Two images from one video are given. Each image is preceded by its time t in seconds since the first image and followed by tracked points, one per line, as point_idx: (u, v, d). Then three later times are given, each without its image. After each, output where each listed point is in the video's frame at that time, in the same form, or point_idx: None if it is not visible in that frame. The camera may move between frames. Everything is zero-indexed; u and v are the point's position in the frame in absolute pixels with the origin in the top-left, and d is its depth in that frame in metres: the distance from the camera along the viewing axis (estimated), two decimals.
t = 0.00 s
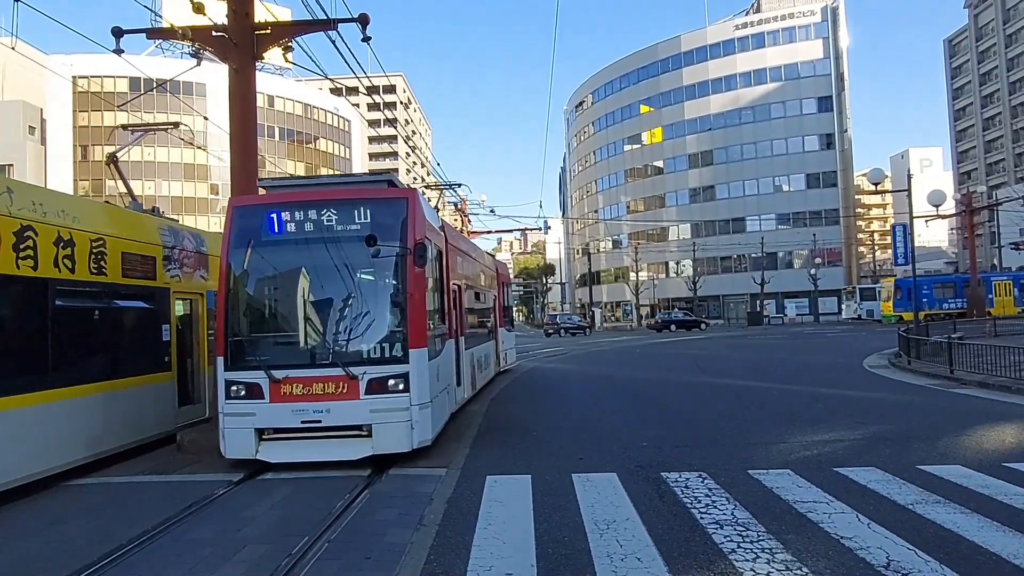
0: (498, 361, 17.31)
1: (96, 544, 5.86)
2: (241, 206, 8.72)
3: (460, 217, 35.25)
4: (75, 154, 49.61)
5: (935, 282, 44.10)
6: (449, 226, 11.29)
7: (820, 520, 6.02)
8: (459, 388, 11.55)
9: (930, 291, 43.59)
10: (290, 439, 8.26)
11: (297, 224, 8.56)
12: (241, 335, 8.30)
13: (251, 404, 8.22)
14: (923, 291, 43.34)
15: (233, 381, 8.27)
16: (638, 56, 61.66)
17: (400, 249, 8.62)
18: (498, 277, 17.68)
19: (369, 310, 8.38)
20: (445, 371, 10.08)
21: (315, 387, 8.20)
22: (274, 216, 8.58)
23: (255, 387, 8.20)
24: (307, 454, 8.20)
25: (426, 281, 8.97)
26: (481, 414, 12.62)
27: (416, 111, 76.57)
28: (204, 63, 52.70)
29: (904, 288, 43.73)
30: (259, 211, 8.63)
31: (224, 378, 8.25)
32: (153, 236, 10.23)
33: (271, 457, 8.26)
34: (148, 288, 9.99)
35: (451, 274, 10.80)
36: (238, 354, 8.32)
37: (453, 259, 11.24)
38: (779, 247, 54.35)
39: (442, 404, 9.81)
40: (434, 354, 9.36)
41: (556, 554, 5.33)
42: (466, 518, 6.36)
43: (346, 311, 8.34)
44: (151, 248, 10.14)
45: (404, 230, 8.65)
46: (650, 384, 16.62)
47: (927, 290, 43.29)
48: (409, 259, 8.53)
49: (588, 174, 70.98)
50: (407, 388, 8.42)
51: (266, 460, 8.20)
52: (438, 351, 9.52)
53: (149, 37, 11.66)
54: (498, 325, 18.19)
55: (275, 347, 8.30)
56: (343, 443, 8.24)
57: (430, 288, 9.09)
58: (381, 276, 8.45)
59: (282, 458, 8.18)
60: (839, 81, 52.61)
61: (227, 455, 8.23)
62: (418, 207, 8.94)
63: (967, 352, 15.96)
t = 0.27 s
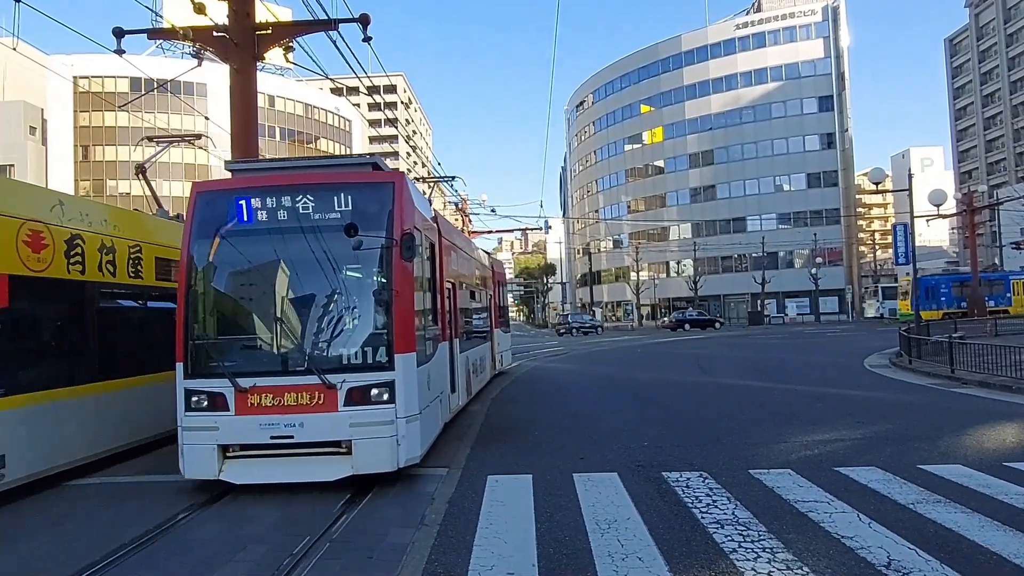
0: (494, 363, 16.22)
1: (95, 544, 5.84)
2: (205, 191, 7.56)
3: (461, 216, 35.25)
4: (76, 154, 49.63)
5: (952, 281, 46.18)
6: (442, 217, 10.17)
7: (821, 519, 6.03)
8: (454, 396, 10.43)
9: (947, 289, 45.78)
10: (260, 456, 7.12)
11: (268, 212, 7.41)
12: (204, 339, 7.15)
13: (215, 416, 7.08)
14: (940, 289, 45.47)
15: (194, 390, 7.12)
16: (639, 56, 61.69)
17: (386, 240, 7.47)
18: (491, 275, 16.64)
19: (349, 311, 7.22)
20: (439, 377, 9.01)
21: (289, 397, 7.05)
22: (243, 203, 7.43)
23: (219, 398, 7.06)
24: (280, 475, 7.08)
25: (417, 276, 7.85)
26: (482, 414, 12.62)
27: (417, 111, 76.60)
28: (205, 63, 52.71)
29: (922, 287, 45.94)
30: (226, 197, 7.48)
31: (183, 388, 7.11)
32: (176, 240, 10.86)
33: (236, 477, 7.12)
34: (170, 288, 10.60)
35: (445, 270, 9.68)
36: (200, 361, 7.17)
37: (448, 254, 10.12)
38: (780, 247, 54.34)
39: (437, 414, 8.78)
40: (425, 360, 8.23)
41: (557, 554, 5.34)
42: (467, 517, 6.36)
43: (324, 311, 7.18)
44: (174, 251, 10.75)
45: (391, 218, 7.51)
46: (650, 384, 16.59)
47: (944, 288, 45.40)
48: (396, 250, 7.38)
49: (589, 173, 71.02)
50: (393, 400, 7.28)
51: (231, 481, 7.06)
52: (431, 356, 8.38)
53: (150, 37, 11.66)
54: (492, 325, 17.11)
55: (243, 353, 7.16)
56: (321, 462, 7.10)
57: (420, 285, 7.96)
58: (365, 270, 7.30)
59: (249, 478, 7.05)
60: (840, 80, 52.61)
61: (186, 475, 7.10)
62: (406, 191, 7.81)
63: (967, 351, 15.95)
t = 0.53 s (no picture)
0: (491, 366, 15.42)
1: (99, 544, 5.85)
2: (158, 172, 6.52)
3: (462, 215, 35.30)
4: (77, 155, 49.71)
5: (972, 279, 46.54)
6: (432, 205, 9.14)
7: (823, 519, 6.04)
8: (447, 404, 9.39)
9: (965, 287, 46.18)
10: (218, 481, 6.06)
11: (231, 195, 6.36)
12: (155, 342, 6.09)
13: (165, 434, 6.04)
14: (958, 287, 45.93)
15: (143, 404, 6.09)
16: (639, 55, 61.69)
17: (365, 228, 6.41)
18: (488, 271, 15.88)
19: (323, 310, 6.16)
20: (431, 382, 8.06)
21: (253, 410, 6.01)
22: (201, 185, 6.39)
23: (171, 411, 6.03)
24: (242, 501, 6.01)
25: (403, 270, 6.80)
26: (485, 413, 12.65)
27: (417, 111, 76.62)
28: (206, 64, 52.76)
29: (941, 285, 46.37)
30: (182, 178, 6.44)
31: (130, 401, 6.08)
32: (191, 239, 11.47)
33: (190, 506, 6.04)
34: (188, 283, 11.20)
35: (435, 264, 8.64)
36: (150, 370, 6.10)
37: (438, 246, 9.08)
38: (781, 246, 54.32)
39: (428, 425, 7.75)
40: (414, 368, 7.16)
41: (560, 552, 5.36)
42: (470, 516, 6.39)
43: (293, 311, 6.13)
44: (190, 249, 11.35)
45: (372, 202, 6.47)
46: (651, 383, 16.59)
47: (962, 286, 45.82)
48: (378, 239, 6.34)
49: (590, 173, 71.00)
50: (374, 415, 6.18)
51: (184, 509, 5.99)
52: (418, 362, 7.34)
53: (151, 37, 11.68)
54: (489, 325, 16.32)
55: (201, 359, 6.10)
56: (289, 486, 6.03)
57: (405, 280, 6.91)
58: (342, 262, 6.28)
59: (205, 506, 5.98)
60: (841, 79, 52.62)
61: (132, 502, 6.05)
62: (390, 172, 6.77)
63: (968, 350, 15.96)
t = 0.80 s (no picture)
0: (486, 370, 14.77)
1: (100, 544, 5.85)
2: (96, 147, 5.55)
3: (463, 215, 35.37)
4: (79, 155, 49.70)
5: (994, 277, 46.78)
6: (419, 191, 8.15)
7: (824, 518, 6.04)
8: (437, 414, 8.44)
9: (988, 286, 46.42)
10: (157, 513, 5.06)
11: (179, 173, 5.39)
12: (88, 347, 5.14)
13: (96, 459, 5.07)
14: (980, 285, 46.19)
15: (71, 421, 5.12)
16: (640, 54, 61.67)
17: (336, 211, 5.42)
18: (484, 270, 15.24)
19: (285, 309, 5.19)
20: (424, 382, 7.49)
21: (198, 429, 5.06)
22: (144, 161, 5.41)
23: (103, 430, 5.07)
24: (181, 538, 4.96)
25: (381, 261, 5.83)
26: (487, 413, 12.65)
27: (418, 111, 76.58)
28: (207, 63, 52.73)
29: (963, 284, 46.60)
30: (122, 153, 5.47)
31: (57, 417, 5.12)
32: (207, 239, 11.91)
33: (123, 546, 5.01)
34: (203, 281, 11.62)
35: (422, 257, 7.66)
36: (84, 380, 5.14)
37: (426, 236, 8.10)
38: (782, 246, 54.29)
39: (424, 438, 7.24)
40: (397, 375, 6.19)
41: (561, 552, 5.37)
42: (472, 516, 6.39)
43: (249, 310, 5.15)
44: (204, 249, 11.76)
45: (345, 180, 5.50)
46: (652, 382, 16.60)
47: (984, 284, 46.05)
48: (351, 223, 5.36)
49: (591, 172, 70.93)
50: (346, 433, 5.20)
51: (115, 547, 4.96)
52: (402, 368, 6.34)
53: (153, 36, 11.70)
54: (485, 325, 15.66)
55: (143, 365, 5.14)
56: (244, 518, 5.04)
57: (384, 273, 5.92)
58: (308, 251, 5.29)
59: (139, 543, 4.94)
60: (842, 78, 52.60)
61: (55, 539, 5.05)
62: (366, 146, 5.81)
63: (970, 350, 15.96)
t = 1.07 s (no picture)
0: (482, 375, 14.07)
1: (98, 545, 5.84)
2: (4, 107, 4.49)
3: (464, 214, 35.47)
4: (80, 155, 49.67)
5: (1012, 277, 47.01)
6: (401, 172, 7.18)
7: (825, 518, 6.05)
8: (426, 429, 7.51)
9: (1007, 285, 46.65)
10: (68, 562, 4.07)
11: (107, 140, 4.35)
12: None
13: None
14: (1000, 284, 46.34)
15: None
16: (641, 54, 61.67)
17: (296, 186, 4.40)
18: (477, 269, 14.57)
19: (231, 306, 4.18)
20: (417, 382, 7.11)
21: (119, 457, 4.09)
22: (63, 125, 4.37)
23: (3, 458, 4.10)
24: None
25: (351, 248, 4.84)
26: (488, 413, 12.63)
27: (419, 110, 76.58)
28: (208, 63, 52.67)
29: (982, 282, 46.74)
30: (39, 113, 4.43)
31: None
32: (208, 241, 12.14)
33: None
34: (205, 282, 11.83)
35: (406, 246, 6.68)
36: None
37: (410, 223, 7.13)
38: (783, 245, 54.27)
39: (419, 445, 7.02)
40: (371, 384, 5.23)
41: (562, 551, 5.38)
42: (473, 516, 6.38)
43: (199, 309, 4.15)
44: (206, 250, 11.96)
45: (307, 149, 4.48)
46: (653, 382, 16.59)
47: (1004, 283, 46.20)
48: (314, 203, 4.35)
49: (592, 172, 70.88)
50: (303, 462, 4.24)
51: None
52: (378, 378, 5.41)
53: (153, 36, 11.69)
54: (480, 326, 14.97)
55: (58, 378, 4.14)
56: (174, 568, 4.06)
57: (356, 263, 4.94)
58: (260, 237, 4.28)
59: None
60: (843, 77, 52.59)
61: None
62: (336, 108, 4.79)
63: (970, 349, 15.95)
